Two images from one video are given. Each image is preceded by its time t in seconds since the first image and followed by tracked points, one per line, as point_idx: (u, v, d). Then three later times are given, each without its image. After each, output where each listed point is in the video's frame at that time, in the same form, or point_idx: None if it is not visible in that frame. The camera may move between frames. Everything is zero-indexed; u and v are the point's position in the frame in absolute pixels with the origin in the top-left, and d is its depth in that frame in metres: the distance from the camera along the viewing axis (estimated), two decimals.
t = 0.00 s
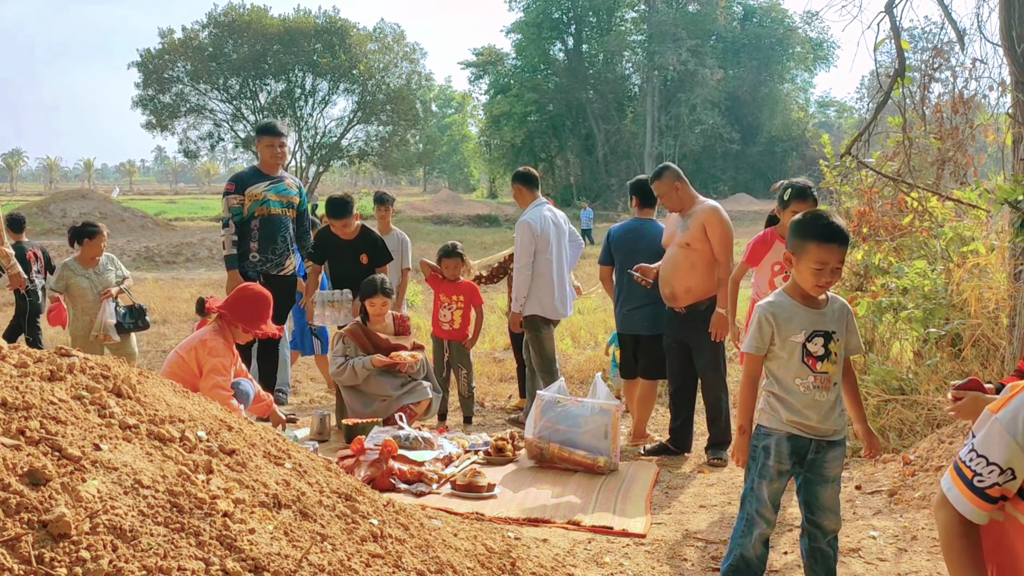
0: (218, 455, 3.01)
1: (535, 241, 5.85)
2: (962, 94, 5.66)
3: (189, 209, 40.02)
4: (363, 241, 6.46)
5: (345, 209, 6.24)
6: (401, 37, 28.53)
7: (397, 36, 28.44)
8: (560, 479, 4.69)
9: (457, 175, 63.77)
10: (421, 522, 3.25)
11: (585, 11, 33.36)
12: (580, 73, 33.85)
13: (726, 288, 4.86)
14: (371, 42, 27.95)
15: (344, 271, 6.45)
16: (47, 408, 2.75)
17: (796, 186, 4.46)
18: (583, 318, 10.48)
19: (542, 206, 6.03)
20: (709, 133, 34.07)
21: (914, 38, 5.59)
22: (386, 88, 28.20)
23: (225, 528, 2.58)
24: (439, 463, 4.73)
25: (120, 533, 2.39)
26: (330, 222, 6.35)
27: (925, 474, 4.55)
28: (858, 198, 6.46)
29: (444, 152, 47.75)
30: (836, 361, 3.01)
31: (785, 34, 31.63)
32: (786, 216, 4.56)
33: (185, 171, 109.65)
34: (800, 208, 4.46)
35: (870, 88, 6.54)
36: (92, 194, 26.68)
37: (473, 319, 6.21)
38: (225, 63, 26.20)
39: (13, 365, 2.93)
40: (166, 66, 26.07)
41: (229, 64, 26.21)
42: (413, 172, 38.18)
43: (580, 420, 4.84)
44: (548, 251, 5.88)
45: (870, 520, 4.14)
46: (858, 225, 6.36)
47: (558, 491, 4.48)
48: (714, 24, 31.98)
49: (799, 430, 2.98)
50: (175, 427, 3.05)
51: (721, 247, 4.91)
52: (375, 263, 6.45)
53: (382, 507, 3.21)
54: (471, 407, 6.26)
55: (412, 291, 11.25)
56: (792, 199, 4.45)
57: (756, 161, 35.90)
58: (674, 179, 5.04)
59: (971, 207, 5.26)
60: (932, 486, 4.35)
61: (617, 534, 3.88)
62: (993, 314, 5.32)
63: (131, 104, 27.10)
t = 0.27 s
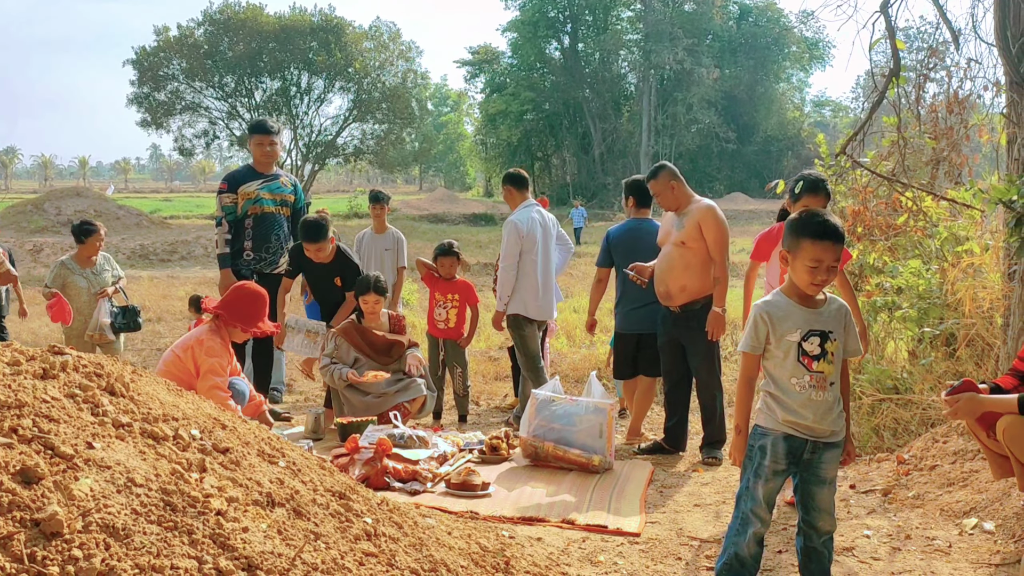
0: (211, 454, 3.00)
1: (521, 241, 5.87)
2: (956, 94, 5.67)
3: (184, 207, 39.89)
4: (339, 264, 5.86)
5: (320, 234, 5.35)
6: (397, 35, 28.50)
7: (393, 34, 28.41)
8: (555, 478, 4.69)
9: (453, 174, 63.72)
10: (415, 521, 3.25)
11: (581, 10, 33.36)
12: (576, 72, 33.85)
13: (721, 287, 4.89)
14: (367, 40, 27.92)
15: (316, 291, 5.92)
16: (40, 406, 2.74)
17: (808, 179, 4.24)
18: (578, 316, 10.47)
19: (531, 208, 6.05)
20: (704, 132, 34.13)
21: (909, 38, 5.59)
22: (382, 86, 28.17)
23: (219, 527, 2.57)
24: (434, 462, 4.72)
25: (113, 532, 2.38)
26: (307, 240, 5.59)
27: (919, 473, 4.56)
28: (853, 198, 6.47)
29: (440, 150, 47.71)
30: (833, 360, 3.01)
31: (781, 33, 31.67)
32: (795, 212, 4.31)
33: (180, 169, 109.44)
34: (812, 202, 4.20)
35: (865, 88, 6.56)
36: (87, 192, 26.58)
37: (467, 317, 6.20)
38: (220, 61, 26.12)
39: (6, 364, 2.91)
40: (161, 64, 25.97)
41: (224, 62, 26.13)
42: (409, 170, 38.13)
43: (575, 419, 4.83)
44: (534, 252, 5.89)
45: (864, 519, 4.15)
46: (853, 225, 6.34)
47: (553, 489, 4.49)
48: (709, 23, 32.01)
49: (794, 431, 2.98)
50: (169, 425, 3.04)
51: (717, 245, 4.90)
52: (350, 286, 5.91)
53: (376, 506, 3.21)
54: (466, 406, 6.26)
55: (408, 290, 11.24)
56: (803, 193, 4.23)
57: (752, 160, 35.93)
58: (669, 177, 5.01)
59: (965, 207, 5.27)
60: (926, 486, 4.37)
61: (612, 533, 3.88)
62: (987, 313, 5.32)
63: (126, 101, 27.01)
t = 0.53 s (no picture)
0: (203, 454, 2.99)
1: (503, 240, 5.91)
2: (948, 95, 5.71)
3: (176, 206, 39.74)
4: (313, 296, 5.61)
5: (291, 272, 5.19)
6: (390, 34, 28.49)
7: (386, 33, 28.39)
8: (548, 477, 4.70)
9: (445, 173, 63.72)
10: (407, 521, 3.25)
11: (574, 9, 33.37)
12: (569, 71, 33.87)
13: (714, 287, 4.89)
14: (360, 39, 27.88)
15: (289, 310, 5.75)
16: (31, 406, 2.72)
17: (815, 168, 3.93)
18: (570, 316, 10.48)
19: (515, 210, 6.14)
20: (697, 132, 34.24)
21: (902, 39, 5.62)
22: (375, 85, 28.14)
23: (211, 526, 2.56)
24: (427, 461, 4.72)
25: (104, 532, 2.38)
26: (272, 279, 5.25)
27: (909, 473, 4.59)
28: (844, 198, 6.49)
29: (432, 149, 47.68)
30: (826, 360, 3.01)
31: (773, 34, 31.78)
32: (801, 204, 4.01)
33: (172, 168, 109.03)
34: (821, 194, 3.91)
35: (856, 88, 6.58)
36: (78, 190, 26.45)
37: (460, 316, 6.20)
38: (213, 59, 26.02)
39: None
40: (153, 62, 25.85)
41: (217, 60, 26.03)
42: (402, 169, 38.09)
43: (567, 419, 4.85)
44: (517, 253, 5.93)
45: (855, 518, 4.17)
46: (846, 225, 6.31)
47: (545, 489, 4.49)
48: (702, 23, 32.10)
49: (786, 432, 2.99)
50: (161, 425, 3.03)
51: (710, 245, 4.90)
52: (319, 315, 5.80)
53: (368, 505, 3.21)
54: (459, 406, 6.26)
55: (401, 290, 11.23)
56: (810, 182, 3.92)
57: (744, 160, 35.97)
58: (664, 176, 5.03)
59: (956, 207, 5.29)
60: (917, 486, 4.39)
61: (604, 533, 3.89)
62: (977, 314, 5.41)
63: (118, 100, 26.88)
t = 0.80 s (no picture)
0: (186, 452, 2.97)
1: (478, 236, 6.04)
2: (930, 96, 5.78)
3: (159, 203, 39.44)
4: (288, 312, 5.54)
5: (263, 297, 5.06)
6: (375, 32, 28.39)
7: (370, 31, 28.30)
8: (532, 476, 4.70)
9: (430, 171, 63.64)
10: (391, 519, 3.25)
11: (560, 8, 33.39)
12: (554, 69, 33.89)
13: (699, 285, 4.91)
14: (345, 36, 27.75)
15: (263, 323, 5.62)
16: (12, 404, 2.69)
17: (827, 164, 3.75)
18: (555, 315, 10.50)
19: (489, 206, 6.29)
20: (681, 131, 34.38)
21: (884, 40, 5.66)
22: (360, 83, 28.05)
23: (193, 525, 2.55)
24: (411, 459, 4.71)
25: (85, 531, 2.35)
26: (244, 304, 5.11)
27: (890, 471, 4.63)
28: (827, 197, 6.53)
29: (417, 147, 47.56)
30: (808, 359, 3.03)
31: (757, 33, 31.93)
32: (810, 202, 3.84)
33: (154, 165, 108.17)
34: (832, 191, 3.73)
35: (839, 88, 6.63)
36: (60, 187, 26.17)
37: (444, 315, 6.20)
38: (196, 56, 25.80)
39: None
40: (135, 58, 25.61)
41: (201, 57, 25.81)
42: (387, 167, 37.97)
43: (551, 417, 4.86)
44: (491, 247, 6.05)
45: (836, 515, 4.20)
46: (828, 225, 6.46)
47: (529, 487, 4.49)
48: (687, 23, 32.23)
49: (769, 430, 3.00)
50: (143, 423, 3.00)
51: (695, 244, 4.91)
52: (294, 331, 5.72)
53: (352, 504, 3.20)
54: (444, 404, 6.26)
55: (385, 287, 11.21)
56: (821, 180, 3.74)
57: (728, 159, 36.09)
58: (648, 175, 5.03)
59: (937, 207, 5.34)
60: (897, 483, 4.43)
61: (588, 531, 3.89)
62: (957, 312, 5.42)
63: (100, 95, 26.62)
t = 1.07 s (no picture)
0: (154, 449, 2.93)
1: (433, 234, 6.14)
2: (901, 94, 5.85)
3: (131, 196, 38.93)
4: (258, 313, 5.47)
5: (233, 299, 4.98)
6: (350, 25, 28.18)
7: (346, 24, 28.08)
8: (505, 471, 4.70)
9: (407, 166, 63.42)
10: (362, 516, 3.23)
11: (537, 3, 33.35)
12: (531, 65, 33.87)
13: (672, 281, 4.92)
14: (320, 30, 27.49)
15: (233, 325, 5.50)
16: None
17: (830, 148, 3.59)
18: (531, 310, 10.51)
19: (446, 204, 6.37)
20: (657, 127, 34.58)
21: (857, 38, 5.72)
22: (335, 77, 27.83)
23: (160, 523, 2.51)
24: (384, 455, 4.68)
25: (50, 529, 2.31)
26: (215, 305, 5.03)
27: (859, 465, 4.69)
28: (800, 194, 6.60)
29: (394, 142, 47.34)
30: (779, 355, 3.06)
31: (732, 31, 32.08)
32: (812, 187, 3.69)
33: (126, 158, 106.66)
34: (835, 176, 3.58)
35: (812, 86, 6.69)
36: (30, 180, 25.74)
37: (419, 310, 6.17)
38: (170, 48, 25.43)
39: None
40: (107, 50, 25.21)
41: (174, 49, 25.45)
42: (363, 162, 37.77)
43: (525, 412, 4.85)
44: (448, 244, 6.15)
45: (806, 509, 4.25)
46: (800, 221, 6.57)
47: (503, 483, 4.49)
48: (663, 19, 32.36)
49: (740, 426, 3.02)
50: (110, 420, 2.95)
51: (669, 241, 4.91)
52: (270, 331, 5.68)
53: (323, 500, 3.17)
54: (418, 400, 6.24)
55: (361, 282, 11.15)
56: (824, 164, 3.58)
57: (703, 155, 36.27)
58: (620, 172, 5.06)
59: (906, 204, 5.41)
60: (866, 477, 4.49)
61: (560, 526, 3.90)
62: (926, 309, 5.52)
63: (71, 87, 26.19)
